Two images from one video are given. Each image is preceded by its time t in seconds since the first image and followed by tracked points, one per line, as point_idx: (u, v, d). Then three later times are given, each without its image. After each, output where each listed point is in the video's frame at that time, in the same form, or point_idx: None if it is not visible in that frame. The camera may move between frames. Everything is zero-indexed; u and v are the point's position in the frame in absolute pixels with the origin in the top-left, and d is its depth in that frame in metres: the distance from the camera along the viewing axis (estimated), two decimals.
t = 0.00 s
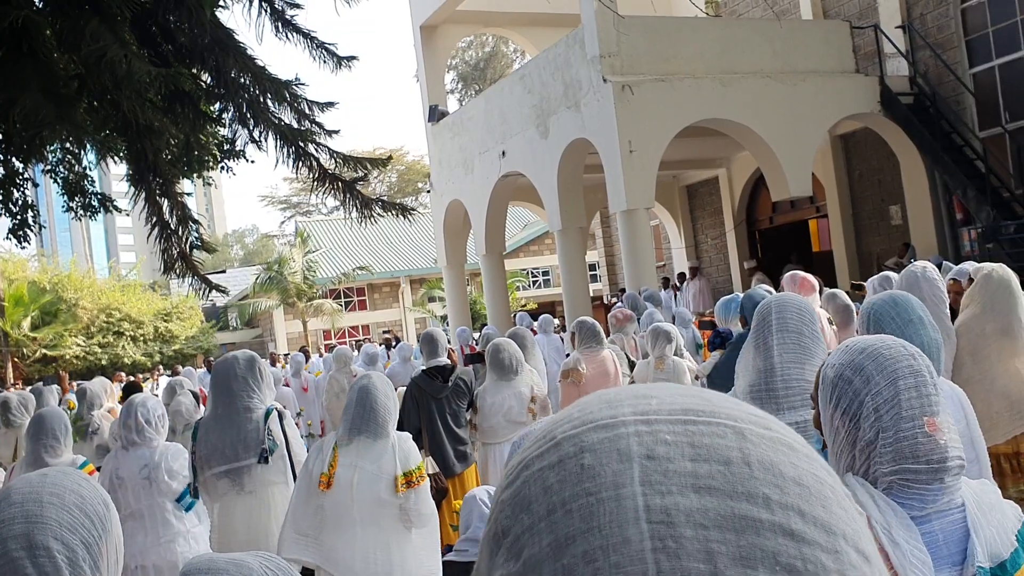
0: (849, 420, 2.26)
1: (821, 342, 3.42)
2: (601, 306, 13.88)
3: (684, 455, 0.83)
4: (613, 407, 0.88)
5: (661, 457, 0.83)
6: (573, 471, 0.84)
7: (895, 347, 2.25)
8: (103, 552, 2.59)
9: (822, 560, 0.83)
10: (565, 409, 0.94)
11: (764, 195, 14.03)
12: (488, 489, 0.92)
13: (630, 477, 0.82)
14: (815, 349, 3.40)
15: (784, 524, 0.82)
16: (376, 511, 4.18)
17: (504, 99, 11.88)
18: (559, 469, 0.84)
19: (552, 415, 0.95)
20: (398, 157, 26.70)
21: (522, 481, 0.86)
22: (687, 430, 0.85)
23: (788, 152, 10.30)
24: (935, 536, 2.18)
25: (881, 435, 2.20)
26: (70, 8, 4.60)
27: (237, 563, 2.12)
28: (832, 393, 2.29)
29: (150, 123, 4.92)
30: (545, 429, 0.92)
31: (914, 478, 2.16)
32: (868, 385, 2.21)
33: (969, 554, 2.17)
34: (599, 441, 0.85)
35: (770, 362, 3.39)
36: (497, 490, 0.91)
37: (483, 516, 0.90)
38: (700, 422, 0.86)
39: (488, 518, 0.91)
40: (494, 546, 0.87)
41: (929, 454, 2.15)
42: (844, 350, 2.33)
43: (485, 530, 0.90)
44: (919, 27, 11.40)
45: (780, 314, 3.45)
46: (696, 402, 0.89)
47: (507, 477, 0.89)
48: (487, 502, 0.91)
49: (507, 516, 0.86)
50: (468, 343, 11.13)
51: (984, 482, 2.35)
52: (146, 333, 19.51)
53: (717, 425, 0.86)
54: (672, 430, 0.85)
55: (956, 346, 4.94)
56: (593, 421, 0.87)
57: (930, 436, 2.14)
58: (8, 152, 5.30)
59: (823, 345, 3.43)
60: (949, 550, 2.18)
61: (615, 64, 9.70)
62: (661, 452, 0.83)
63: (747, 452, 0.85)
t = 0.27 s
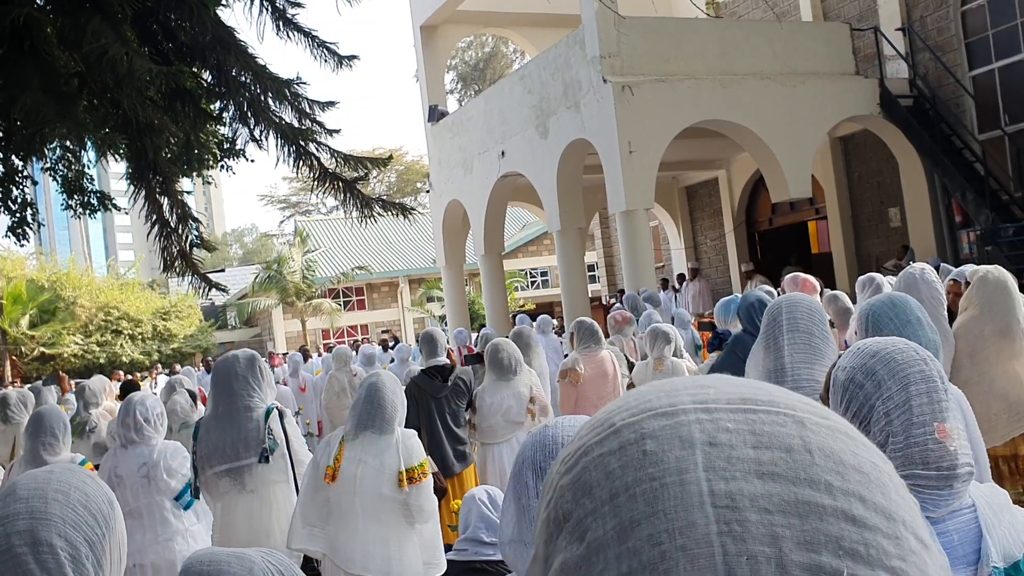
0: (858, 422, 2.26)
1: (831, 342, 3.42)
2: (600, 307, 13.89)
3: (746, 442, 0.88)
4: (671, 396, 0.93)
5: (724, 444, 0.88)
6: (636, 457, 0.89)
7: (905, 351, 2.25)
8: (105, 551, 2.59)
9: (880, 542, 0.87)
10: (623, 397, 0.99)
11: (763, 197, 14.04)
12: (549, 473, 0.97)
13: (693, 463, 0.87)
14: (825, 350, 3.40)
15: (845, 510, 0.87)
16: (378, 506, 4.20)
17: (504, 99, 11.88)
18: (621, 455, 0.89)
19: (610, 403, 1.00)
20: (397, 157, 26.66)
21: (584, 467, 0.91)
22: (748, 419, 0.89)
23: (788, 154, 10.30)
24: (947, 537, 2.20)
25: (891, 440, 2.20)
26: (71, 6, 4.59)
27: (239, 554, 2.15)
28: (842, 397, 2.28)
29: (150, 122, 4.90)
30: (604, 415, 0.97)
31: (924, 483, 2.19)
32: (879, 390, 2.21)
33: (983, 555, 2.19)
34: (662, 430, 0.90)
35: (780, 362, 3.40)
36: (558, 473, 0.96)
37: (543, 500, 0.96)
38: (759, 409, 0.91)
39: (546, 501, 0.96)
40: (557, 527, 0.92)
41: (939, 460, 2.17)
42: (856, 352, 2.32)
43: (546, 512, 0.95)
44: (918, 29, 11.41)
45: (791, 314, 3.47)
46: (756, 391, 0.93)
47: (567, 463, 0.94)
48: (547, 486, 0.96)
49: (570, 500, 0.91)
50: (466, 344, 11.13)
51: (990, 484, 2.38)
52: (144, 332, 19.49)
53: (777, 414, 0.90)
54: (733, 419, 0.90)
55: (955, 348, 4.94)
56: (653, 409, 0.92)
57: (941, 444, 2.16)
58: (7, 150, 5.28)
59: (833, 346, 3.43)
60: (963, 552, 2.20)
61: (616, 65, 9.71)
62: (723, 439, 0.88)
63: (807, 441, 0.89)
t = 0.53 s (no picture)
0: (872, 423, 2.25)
1: (840, 341, 3.46)
2: (600, 306, 13.87)
3: (789, 434, 0.87)
4: (712, 388, 0.93)
5: (767, 436, 0.87)
6: (677, 449, 0.89)
7: (919, 352, 2.27)
8: (104, 548, 2.59)
9: (927, 533, 0.85)
10: (663, 390, 0.99)
11: (763, 197, 14.04)
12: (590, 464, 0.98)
13: (736, 455, 0.87)
14: (835, 348, 3.44)
15: (890, 501, 0.85)
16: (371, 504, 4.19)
17: (504, 98, 11.87)
18: (663, 447, 0.90)
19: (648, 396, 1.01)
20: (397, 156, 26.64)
21: (622, 459, 0.92)
22: (788, 412, 0.89)
23: (788, 155, 10.30)
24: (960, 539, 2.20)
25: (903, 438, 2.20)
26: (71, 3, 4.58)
27: (248, 547, 2.22)
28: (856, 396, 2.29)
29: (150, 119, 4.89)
30: (644, 406, 0.97)
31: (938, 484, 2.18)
32: (893, 392, 2.23)
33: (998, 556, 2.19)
34: (701, 422, 0.90)
35: (791, 358, 3.43)
36: (598, 464, 0.97)
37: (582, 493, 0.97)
38: (802, 402, 0.90)
39: (586, 493, 0.97)
40: (597, 519, 0.93)
41: (955, 461, 2.17)
42: (868, 353, 2.34)
43: (586, 504, 0.96)
44: (919, 30, 11.41)
45: (802, 311, 3.48)
46: (796, 383, 0.93)
47: (607, 455, 0.95)
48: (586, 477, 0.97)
49: (611, 492, 0.92)
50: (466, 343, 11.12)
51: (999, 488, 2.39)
52: (143, 330, 19.49)
53: (820, 405, 0.90)
54: (776, 411, 0.89)
55: (953, 348, 4.93)
56: (693, 401, 0.92)
57: (957, 446, 2.15)
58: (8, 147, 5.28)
59: (840, 344, 3.48)
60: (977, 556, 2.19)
61: (616, 64, 9.71)
62: (766, 431, 0.87)
63: (851, 432, 0.88)
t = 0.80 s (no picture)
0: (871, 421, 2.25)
1: (844, 341, 3.45)
2: (600, 305, 13.86)
3: (827, 428, 0.81)
4: (746, 380, 0.87)
5: (804, 429, 0.81)
6: (712, 444, 0.83)
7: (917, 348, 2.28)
8: (102, 544, 2.58)
9: (976, 528, 0.79)
10: (693, 385, 0.93)
11: (764, 196, 14.03)
12: (620, 462, 0.92)
13: (774, 449, 0.80)
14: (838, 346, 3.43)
15: (933, 495, 0.79)
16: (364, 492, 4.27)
17: (506, 96, 11.86)
18: (697, 442, 0.84)
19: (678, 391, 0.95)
20: (398, 154, 26.66)
21: (655, 455, 0.86)
22: (827, 405, 0.82)
23: (790, 154, 10.28)
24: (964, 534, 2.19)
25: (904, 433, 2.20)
26: None
27: (247, 540, 2.22)
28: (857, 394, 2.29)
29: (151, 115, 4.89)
30: (675, 401, 0.91)
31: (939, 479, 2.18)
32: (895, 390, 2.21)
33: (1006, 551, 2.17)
34: (737, 416, 0.83)
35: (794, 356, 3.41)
36: (630, 462, 0.90)
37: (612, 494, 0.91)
38: (839, 394, 0.84)
39: (616, 492, 0.91)
40: (629, 519, 0.87)
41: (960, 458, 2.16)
42: (869, 350, 2.33)
43: (617, 502, 0.90)
44: (921, 30, 11.40)
45: (805, 310, 3.47)
46: (835, 374, 0.87)
47: (638, 451, 0.89)
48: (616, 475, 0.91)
49: (645, 490, 0.85)
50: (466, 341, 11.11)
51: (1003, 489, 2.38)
52: (143, 327, 19.50)
53: (857, 397, 0.83)
54: (812, 403, 0.83)
55: (953, 348, 4.92)
56: (728, 395, 0.86)
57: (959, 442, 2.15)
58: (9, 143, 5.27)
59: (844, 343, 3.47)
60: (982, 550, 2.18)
61: (618, 62, 9.70)
62: (804, 425, 0.81)
63: (891, 425, 0.82)
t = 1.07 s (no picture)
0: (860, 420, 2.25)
1: (835, 338, 3.46)
2: (600, 305, 13.85)
3: (871, 424, 0.80)
4: (785, 377, 0.86)
5: (848, 425, 0.80)
6: (756, 441, 0.82)
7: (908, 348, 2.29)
8: (99, 541, 2.57)
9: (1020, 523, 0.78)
10: (729, 382, 0.92)
11: (765, 196, 14.03)
12: (654, 460, 0.91)
13: (819, 445, 0.79)
14: (829, 344, 3.44)
15: (980, 489, 0.78)
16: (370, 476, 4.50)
17: (507, 95, 11.86)
18: (739, 438, 0.83)
19: (710, 389, 0.94)
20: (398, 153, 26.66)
21: (695, 453, 0.85)
22: (869, 401, 0.82)
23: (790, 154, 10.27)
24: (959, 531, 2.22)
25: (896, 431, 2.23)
26: None
27: (245, 537, 2.21)
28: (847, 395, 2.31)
29: (151, 114, 4.88)
30: (712, 397, 0.90)
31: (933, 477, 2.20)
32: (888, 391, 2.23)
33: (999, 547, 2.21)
34: (780, 412, 0.83)
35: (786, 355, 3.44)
36: (666, 460, 0.89)
37: (648, 492, 0.89)
38: (880, 389, 0.83)
39: (651, 491, 0.89)
40: (668, 518, 0.85)
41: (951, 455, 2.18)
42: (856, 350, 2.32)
43: (656, 500, 0.87)
44: (922, 30, 11.41)
45: (796, 309, 3.48)
46: (873, 371, 0.86)
47: (675, 448, 0.87)
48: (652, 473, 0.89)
49: (686, 487, 0.84)
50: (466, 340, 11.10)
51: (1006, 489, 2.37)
52: (144, 326, 19.51)
53: (899, 393, 0.82)
54: (855, 399, 0.82)
55: (950, 347, 4.93)
56: (766, 392, 0.85)
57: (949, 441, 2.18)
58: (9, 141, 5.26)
59: (836, 340, 3.48)
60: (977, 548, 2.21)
61: (619, 62, 9.71)
62: (847, 420, 0.80)
63: (935, 420, 0.81)
